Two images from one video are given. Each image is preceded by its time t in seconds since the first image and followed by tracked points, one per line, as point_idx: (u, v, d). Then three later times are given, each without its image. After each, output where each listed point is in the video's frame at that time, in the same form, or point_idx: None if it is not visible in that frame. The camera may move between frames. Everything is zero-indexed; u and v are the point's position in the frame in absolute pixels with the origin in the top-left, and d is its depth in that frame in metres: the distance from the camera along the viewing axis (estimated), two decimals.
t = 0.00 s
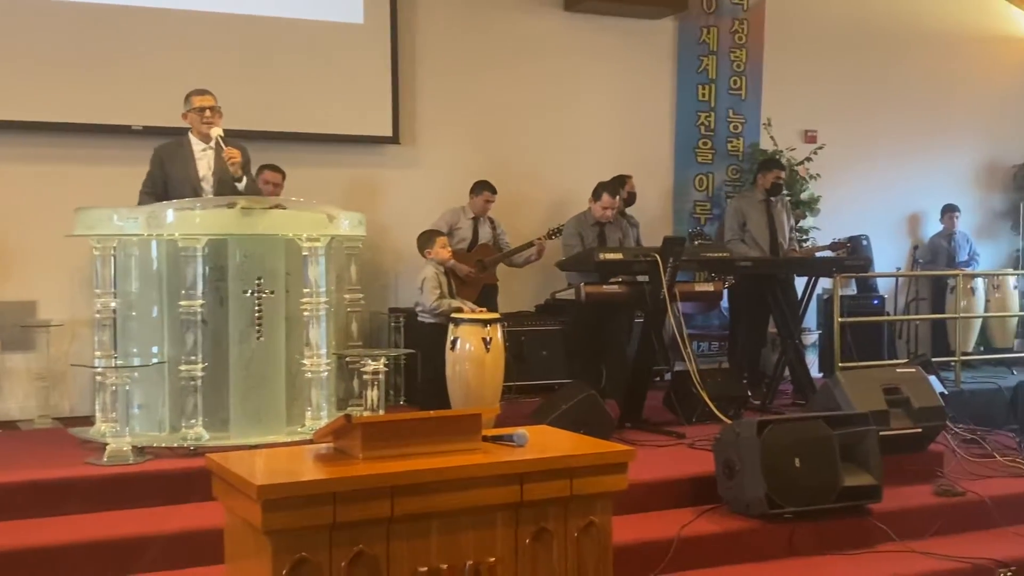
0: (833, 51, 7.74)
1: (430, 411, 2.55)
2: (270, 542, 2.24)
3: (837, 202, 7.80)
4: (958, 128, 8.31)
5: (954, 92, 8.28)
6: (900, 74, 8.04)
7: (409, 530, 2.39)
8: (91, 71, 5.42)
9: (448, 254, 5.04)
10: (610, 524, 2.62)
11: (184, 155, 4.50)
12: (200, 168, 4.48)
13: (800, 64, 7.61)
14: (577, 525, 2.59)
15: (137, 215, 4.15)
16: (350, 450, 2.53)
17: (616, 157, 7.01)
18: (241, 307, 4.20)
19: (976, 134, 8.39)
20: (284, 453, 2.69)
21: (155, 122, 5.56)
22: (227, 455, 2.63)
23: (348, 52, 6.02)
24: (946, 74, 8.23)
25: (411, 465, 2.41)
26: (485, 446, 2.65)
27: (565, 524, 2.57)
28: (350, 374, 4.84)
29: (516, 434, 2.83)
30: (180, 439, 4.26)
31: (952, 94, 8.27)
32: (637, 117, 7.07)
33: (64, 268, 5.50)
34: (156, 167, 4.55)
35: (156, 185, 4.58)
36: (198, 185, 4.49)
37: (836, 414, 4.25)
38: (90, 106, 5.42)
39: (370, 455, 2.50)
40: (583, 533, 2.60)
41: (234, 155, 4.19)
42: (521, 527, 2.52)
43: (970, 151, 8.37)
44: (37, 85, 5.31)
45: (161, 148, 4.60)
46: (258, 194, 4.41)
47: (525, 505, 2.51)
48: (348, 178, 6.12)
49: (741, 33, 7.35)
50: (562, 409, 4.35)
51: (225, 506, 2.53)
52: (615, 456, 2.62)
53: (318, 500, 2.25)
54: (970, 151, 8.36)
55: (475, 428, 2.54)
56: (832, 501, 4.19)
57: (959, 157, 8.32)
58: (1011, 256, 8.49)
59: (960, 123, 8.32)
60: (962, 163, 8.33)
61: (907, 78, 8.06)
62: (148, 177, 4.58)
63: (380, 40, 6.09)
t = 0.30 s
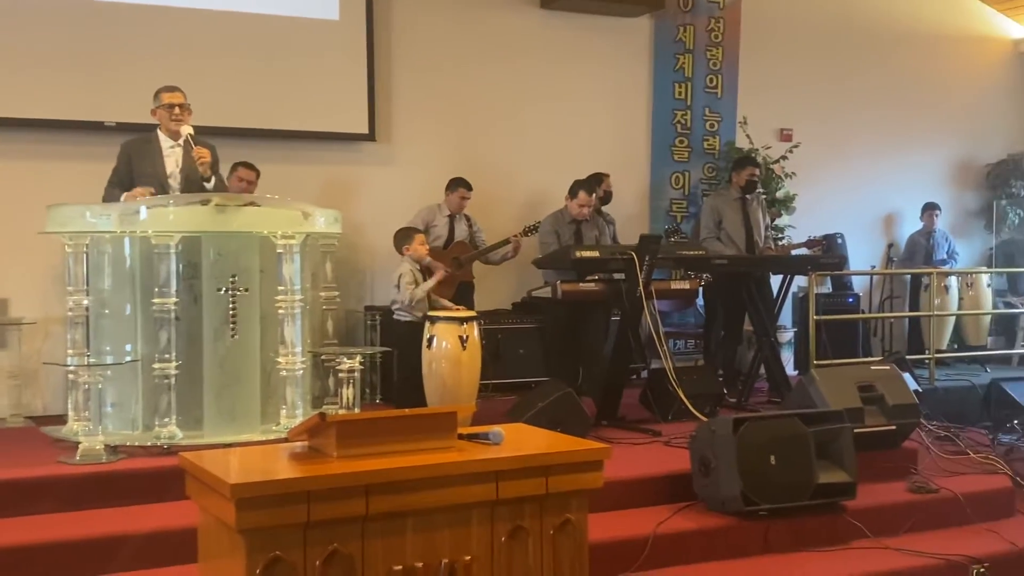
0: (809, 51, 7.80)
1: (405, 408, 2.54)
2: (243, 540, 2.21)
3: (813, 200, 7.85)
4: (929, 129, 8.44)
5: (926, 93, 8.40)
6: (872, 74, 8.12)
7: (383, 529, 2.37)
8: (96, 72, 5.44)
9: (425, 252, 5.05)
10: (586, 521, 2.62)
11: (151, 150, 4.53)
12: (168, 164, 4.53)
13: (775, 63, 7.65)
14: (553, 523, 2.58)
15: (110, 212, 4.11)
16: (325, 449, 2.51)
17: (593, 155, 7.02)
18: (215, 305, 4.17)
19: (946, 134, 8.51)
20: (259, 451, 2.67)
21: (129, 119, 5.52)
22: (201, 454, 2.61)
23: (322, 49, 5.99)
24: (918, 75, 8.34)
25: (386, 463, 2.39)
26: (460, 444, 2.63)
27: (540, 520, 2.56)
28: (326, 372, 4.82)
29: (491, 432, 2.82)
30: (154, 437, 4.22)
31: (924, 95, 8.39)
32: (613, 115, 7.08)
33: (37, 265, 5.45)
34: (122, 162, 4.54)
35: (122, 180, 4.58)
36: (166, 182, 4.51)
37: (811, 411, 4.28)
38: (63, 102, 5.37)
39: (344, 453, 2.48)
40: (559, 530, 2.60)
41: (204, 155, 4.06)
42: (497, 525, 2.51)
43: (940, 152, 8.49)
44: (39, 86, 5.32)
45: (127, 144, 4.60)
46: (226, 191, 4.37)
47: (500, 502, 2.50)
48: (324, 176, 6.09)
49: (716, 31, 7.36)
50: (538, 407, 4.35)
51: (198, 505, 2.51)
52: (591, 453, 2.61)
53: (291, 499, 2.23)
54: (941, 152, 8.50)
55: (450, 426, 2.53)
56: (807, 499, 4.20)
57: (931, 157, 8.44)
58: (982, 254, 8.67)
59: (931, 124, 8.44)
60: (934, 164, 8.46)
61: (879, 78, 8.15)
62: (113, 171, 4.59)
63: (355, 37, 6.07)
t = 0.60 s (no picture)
0: (786, 51, 7.85)
1: (382, 408, 2.53)
2: (218, 539, 2.18)
3: (790, 199, 7.89)
4: (903, 128, 8.53)
5: (900, 94, 8.49)
6: (847, 75, 8.19)
7: (359, 527, 2.35)
8: (85, 71, 5.43)
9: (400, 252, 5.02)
10: (563, 520, 2.61)
11: (121, 149, 4.52)
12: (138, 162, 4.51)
13: (751, 62, 7.69)
14: (529, 521, 2.57)
15: (84, 210, 4.09)
16: (301, 448, 2.49)
17: (570, 154, 7.03)
18: (190, 303, 4.14)
19: (919, 134, 8.60)
20: (235, 451, 2.64)
21: (104, 116, 5.47)
22: (176, 454, 2.58)
23: (299, 47, 5.96)
24: (891, 77, 8.43)
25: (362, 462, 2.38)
26: (436, 443, 2.62)
27: (517, 519, 2.55)
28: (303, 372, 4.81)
29: (468, 431, 2.82)
30: (128, 437, 4.19)
31: (899, 95, 8.48)
32: (591, 114, 7.10)
33: (10, 264, 5.40)
34: (92, 161, 4.56)
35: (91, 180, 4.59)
36: (136, 180, 4.50)
37: (787, 410, 4.30)
38: (37, 99, 5.32)
39: (320, 452, 2.47)
40: (535, 529, 2.59)
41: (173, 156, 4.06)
42: (473, 524, 2.50)
43: (913, 152, 8.58)
44: (17, 84, 5.28)
45: (97, 142, 4.60)
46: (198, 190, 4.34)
47: (477, 502, 2.49)
48: (300, 174, 6.06)
49: (694, 31, 7.39)
50: (515, 406, 4.35)
51: (173, 506, 2.48)
52: (566, 451, 2.61)
53: (267, 498, 2.21)
54: (914, 151, 8.59)
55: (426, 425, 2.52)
56: (783, 497, 4.21)
57: (905, 157, 8.53)
58: (956, 252, 8.77)
59: (906, 124, 8.53)
60: (907, 163, 8.55)
61: (853, 79, 8.22)
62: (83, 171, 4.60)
63: (332, 34, 6.04)
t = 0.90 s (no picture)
0: (763, 51, 7.89)
1: (359, 407, 2.49)
2: (192, 540, 2.13)
3: (767, 199, 7.94)
4: (879, 129, 8.60)
5: (876, 94, 8.56)
6: (824, 76, 8.24)
7: (336, 527, 2.29)
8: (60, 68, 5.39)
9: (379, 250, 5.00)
10: (541, 520, 2.56)
11: (95, 148, 4.52)
12: (112, 160, 4.52)
13: (729, 62, 7.73)
14: (508, 521, 2.52)
15: (58, 208, 4.07)
16: (277, 448, 2.44)
17: (548, 153, 7.03)
18: (166, 302, 4.11)
19: (894, 134, 8.68)
20: (210, 451, 2.59)
21: (79, 114, 5.44)
22: (151, 454, 2.53)
23: (275, 45, 5.93)
24: (867, 77, 8.50)
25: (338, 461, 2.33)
26: (414, 443, 2.58)
27: (495, 519, 2.50)
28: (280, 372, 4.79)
29: (446, 431, 2.77)
30: (103, 437, 4.16)
31: (874, 96, 8.55)
32: (570, 114, 7.10)
33: None
34: (66, 160, 4.54)
35: (66, 181, 4.56)
36: (110, 179, 4.52)
37: (764, 408, 4.32)
38: (10, 97, 5.28)
39: (296, 452, 2.42)
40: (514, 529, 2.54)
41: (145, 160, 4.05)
42: (451, 524, 2.45)
43: (889, 153, 8.66)
44: None
45: (71, 142, 4.58)
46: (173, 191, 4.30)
47: (453, 501, 2.44)
48: (277, 173, 6.04)
49: (672, 30, 7.41)
50: (493, 406, 4.34)
51: (148, 507, 2.43)
52: (545, 450, 2.57)
53: (242, 498, 2.16)
54: (890, 151, 8.67)
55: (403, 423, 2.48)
56: (759, 495, 4.23)
57: (881, 157, 8.60)
58: (931, 251, 8.86)
59: (881, 124, 8.61)
60: (883, 163, 8.63)
61: (829, 80, 8.27)
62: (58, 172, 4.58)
63: (309, 33, 6.02)
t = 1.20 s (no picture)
0: (743, 51, 7.92)
1: (339, 406, 2.45)
2: (171, 541, 2.09)
3: (747, 198, 7.97)
4: (858, 129, 8.65)
5: (855, 94, 8.61)
6: (802, 76, 8.28)
7: (314, 527, 2.25)
8: (36, 66, 5.35)
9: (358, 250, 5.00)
10: (521, 519, 2.52)
11: (71, 148, 4.49)
12: (89, 159, 4.51)
13: (708, 62, 7.76)
14: (487, 520, 2.48)
15: (35, 207, 4.04)
16: (256, 448, 2.40)
17: (529, 152, 7.03)
18: (143, 302, 4.08)
19: (873, 134, 8.73)
20: (189, 451, 2.55)
21: (56, 113, 5.40)
22: (129, 454, 2.49)
23: (254, 44, 5.91)
24: (845, 77, 8.54)
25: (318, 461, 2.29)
26: (394, 442, 2.54)
27: (474, 519, 2.46)
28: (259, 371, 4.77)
29: (425, 430, 2.74)
30: (80, 438, 4.13)
31: (853, 96, 8.60)
32: (551, 113, 7.11)
33: None
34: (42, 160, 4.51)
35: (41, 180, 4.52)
36: (88, 179, 4.51)
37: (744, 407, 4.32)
38: None
39: (275, 452, 2.37)
40: (493, 528, 2.50)
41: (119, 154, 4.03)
42: (430, 524, 2.40)
43: (868, 153, 8.71)
44: None
45: (46, 140, 4.55)
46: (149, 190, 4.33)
47: (433, 501, 2.39)
48: (256, 172, 6.02)
49: (652, 30, 7.43)
50: (473, 405, 4.33)
51: (126, 507, 2.38)
52: (525, 449, 2.53)
53: (221, 498, 2.12)
54: (869, 151, 8.72)
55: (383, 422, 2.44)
56: (739, 493, 4.24)
57: (861, 157, 8.65)
58: (910, 251, 8.92)
59: (860, 124, 8.65)
60: (862, 163, 8.67)
61: (809, 79, 8.32)
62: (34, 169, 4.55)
63: (288, 32, 6.00)
